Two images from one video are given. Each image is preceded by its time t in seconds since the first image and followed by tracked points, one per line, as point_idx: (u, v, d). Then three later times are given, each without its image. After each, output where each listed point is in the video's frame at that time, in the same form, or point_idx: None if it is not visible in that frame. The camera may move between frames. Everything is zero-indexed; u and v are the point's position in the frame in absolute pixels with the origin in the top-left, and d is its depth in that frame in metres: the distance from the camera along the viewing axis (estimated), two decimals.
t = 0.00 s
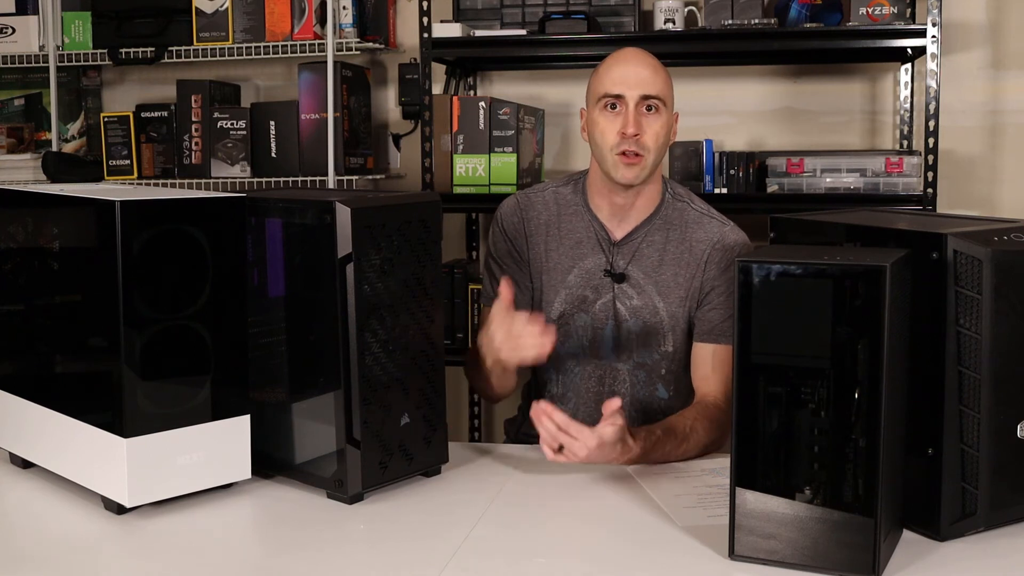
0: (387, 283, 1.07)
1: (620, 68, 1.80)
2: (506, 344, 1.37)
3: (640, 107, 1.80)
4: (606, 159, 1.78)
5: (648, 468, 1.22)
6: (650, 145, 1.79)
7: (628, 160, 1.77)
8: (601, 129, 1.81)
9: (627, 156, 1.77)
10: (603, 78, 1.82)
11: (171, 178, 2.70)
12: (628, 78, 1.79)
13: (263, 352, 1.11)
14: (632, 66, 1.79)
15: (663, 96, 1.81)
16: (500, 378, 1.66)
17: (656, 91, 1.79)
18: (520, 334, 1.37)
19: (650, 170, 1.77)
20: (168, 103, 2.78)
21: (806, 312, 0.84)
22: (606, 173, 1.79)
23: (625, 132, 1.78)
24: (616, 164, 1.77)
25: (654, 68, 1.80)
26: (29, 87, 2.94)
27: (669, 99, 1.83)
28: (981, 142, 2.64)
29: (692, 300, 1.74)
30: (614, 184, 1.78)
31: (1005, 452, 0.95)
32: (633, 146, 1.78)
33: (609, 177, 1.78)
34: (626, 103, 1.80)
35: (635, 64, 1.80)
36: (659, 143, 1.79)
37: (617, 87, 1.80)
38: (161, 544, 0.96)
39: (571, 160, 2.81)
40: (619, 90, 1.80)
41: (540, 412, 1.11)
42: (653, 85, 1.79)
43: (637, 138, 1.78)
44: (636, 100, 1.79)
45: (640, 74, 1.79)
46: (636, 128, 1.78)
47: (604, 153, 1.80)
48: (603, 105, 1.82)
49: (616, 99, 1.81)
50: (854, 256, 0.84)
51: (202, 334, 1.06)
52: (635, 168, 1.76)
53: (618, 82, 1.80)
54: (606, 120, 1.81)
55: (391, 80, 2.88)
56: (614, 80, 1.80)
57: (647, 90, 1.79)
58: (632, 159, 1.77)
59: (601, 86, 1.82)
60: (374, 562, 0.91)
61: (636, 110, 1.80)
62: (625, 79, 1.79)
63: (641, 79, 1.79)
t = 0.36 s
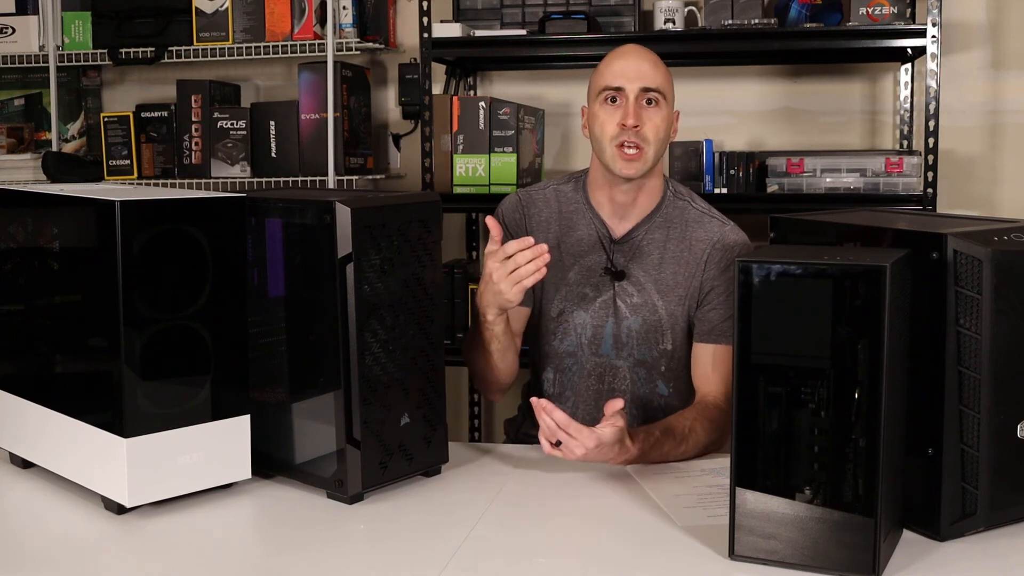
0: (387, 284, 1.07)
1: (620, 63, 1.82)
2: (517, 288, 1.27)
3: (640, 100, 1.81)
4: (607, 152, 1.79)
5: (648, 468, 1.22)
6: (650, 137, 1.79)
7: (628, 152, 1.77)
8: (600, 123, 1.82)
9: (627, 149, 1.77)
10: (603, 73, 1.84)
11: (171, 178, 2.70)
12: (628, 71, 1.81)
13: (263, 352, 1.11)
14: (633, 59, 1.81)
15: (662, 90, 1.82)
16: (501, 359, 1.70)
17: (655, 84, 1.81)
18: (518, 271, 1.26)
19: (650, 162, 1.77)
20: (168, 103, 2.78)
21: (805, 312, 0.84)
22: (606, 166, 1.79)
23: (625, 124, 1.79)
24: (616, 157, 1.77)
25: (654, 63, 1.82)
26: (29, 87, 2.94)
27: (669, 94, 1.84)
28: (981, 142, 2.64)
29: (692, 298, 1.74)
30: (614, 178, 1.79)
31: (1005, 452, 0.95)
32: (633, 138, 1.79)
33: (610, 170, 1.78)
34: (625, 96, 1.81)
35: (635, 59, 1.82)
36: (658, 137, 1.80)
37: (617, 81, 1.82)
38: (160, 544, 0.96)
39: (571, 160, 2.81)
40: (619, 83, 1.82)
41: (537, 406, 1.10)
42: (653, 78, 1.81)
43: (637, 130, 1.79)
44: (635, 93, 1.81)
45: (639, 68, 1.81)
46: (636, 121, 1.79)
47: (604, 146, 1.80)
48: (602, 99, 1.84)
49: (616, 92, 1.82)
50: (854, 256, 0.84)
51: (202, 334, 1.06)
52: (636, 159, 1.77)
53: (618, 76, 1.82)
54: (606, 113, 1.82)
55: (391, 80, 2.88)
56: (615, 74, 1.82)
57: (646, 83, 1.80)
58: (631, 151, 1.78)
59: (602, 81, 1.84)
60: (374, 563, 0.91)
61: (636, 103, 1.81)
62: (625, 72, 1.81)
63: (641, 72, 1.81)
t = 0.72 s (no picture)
0: (387, 284, 1.07)
1: (622, 65, 1.79)
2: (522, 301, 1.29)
3: (643, 103, 1.79)
4: (608, 155, 1.78)
5: (649, 468, 1.22)
6: (651, 141, 1.77)
7: (629, 156, 1.76)
8: (602, 126, 1.80)
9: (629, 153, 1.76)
10: (605, 74, 1.81)
11: (171, 178, 2.70)
12: (629, 74, 1.78)
13: (263, 352, 1.11)
14: (634, 61, 1.79)
15: (665, 92, 1.79)
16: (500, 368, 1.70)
17: (657, 87, 1.78)
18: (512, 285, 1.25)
19: (651, 166, 1.77)
20: (168, 103, 2.78)
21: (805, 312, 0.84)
22: (608, 168, 1.78)
23: (627, 129, 1.77)
24: (617, 160, 1.77)
25: (656, 64, 1.80)
26: (29, 88, 2.94)
27: (671, 95, 1.81)
28: (981, 142, 2.64)
29: (693, 298, 1.74)
30: (614, 178, 1.78)
31: (1005, 452, 0.95)
32: (635, 142, 1.77)
33: (612, 171, 1.77)
34: (627, 99, 1.79)
35: (636, 60, 1.79)
36: (660, 140, 1.78)
37: (619, 84, 1.79)
38: (160, 544, 0.96)
39: (571, 160, 2.81)
40: (621, 86, 1.79)
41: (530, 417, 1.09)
42: (655, 81, 1.78)
43: (639, 135, 1.77)
44: (637, 96, 1.78)
45: (641, 70, 1.78)
46: (638, 125, 1.77)
47: (605, 148, 1.79)
48: (604, 101, 1.81)
49: (617, 95, 1.80)
50: (854, 256, 0.84)
51: (202, 334, 1.06)
52: (637, 163, 1.75)
53: (619, 78, 1.79)
54: (608, 116, 1.80)
55: (391, 80, 2.88)
56: (616, 77, 1.79)
57: (648, 86, 1.78)
58: (634, 155, 1.76)
59: (604, 82, 1.81)
60: (374, 562, 0.91)
61: (638, 106, 1.78)
62: (627, 75, 1.79)
63: (643, 76, 1.78)
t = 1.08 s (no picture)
0: (387, 283, 1.07)
1: (628, 59, 1.84)
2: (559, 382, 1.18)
3: (647, 97, 1.83)
4: (612, 146, 1.80)
5: (649, 468, 1.22)
6: (656, 133, 1.81)
7: (634, 146, 1.79)
8: (606, 119, 1.84)
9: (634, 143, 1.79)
10: (610, 69, 1.86)
11: (171, 178, 2.70)
12: (636, 67, 1.83)
13: (263, 352, 1.11)
14: (641, 56, 1.84)
15: (668, 89, 1.85)
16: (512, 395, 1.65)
17: (663, 82, 1.83)
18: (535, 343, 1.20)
19: (655, 157, 1.80)
20: (168, 103, 2.78)
21: (806, 312, 0.84)
22: (609, 163, 1.79)
23: (633, 120, 1.81)
24: (621, 151, 1.79)
25: (661, 62, 1.85)
26: (29, 87, 2.94)
27: (674, 92, 1.86)
28: (981, 142, 2.64)
29: (693, 298, 1.74)
30: (615, 172, 1.80)
31: (1005, 452, 0.95)
32: (640, 134, 1.80)
33: (614, 164, 1.79)
34: (632, 92, 1.83)
35: (642, 56, 1.84)
36: (666, 132, 1.82)
37: (625, 77, 1.84)
38: (160, 544, 0.96)
39: (571, 160, 2.81)
40: (627, 79, 1.83)
41: (549, 443, 1.11)
42: (661, 76, 1.83)
43: (644, 126, 1.81)
44: (643, 88, 1.82)
45: (648, 64, 1.83)
46: (644, 117, 1.81)
47: (609, 140, 1.81)
48: (609, 95, 1.85)
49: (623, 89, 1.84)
50: (853, 256, 0.84)
51: (202, 334, 1.06)
52: (642, 154, 1.78)
53: (626, 72, 1.84)
54: (613, 109, 1.84)
55: (391, 80, 2.88)
56: (622, 70, 1.83)
57: (655, 79, 1.82)
58: (638, 145, 1.79)
59: (609, 76, 1.85)
60: (374, 563, 0.91)
61: (644, 101, 1.83)
62: (633, 68, 1.83)
63: (650, 69, 1.83)
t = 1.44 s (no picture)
0: (387, 283, 1.07)
1: (629, 66, 1.82)
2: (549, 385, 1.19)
3: (648, 105, 1.82)
4: (613, 154, 1.79)
5: (648, 467, 1.22)
6: (656, 142, 1.80)
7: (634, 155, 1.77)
8: (607, 126, 1.83)
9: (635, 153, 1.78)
10: (611, 75, 1.83)
11: (171, 178, 2.70)
12: (638, 75, 1.81)
13: (263, 352, 1.11)
14: (643, 63, 1.81)
15: (670, 95, 1.83)
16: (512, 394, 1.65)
17: (664, 90, 1.81)
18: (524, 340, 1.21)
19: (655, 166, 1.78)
20: (168, 103, 2.78)
21: (806, 311, 0.84)
22: (610, 170, 1.79)
23: (632, 131, 1.79)
24: (622, 159, 1.78)
25: (663, 67, 1.82)
26: (29, 87, 2.94)
27: (675, 97, 1.84)
28: (981, 142, 2.64)
29: (694, 299, 1.74)
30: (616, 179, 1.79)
31: (1005, 452, 0.95)
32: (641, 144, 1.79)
33: (615, 171, 1.78)
34: (633, 100, 1.81)
35: (643, 62, 1.82)
36: (666, 140, 1.81)
37: (626, 85, 1.81)
38: (160, 544, 0.96)
39: (571, 160, 2.81)
40: (628, 87, 1.81)
41: (543, 442, 1.12)
42: (662, 84, 1.81)
43: (644, 137, 1.79)
44: (644, 97, 1.81)
45: (649, 71, 1.81)
46: (644, 127, 1.79)
47: (610, 149, 1.80)
48: (610, 102, 1.84)
49: (624, 96, 1.82)
50: (853, 256, 0.84)
51: (202, 334, 1.06)
52: (642, 163, 1.77)
53: (626, 79, 1.82)
54: (614, 117, 1.82)
55: (391, 80, 2.88)
56: (623, 78, 1.81)
57: (655, 87, 1.81)
58: (639, 154, 1.78)
59: (610, 83, 1.83)
60: (374, 563, 0.91)
61: (644, 109, 1.81)
62: (635, 76, 1.81)
63: (651, 77, 1.81)
